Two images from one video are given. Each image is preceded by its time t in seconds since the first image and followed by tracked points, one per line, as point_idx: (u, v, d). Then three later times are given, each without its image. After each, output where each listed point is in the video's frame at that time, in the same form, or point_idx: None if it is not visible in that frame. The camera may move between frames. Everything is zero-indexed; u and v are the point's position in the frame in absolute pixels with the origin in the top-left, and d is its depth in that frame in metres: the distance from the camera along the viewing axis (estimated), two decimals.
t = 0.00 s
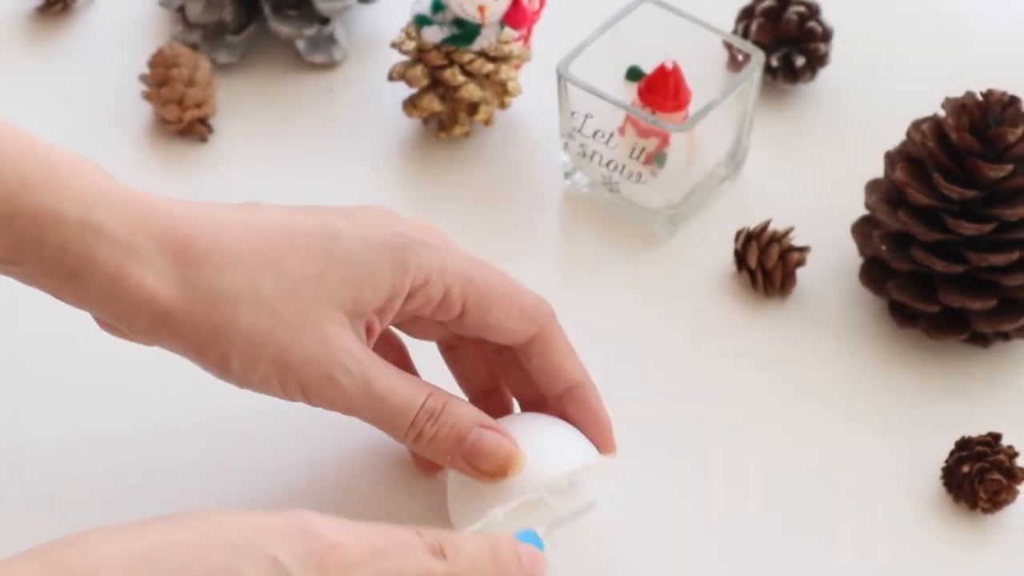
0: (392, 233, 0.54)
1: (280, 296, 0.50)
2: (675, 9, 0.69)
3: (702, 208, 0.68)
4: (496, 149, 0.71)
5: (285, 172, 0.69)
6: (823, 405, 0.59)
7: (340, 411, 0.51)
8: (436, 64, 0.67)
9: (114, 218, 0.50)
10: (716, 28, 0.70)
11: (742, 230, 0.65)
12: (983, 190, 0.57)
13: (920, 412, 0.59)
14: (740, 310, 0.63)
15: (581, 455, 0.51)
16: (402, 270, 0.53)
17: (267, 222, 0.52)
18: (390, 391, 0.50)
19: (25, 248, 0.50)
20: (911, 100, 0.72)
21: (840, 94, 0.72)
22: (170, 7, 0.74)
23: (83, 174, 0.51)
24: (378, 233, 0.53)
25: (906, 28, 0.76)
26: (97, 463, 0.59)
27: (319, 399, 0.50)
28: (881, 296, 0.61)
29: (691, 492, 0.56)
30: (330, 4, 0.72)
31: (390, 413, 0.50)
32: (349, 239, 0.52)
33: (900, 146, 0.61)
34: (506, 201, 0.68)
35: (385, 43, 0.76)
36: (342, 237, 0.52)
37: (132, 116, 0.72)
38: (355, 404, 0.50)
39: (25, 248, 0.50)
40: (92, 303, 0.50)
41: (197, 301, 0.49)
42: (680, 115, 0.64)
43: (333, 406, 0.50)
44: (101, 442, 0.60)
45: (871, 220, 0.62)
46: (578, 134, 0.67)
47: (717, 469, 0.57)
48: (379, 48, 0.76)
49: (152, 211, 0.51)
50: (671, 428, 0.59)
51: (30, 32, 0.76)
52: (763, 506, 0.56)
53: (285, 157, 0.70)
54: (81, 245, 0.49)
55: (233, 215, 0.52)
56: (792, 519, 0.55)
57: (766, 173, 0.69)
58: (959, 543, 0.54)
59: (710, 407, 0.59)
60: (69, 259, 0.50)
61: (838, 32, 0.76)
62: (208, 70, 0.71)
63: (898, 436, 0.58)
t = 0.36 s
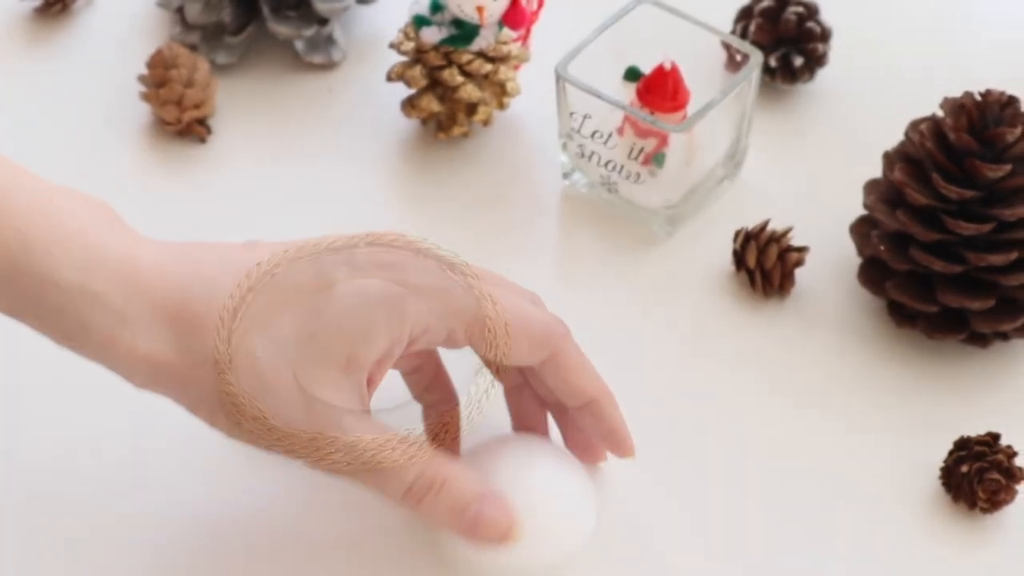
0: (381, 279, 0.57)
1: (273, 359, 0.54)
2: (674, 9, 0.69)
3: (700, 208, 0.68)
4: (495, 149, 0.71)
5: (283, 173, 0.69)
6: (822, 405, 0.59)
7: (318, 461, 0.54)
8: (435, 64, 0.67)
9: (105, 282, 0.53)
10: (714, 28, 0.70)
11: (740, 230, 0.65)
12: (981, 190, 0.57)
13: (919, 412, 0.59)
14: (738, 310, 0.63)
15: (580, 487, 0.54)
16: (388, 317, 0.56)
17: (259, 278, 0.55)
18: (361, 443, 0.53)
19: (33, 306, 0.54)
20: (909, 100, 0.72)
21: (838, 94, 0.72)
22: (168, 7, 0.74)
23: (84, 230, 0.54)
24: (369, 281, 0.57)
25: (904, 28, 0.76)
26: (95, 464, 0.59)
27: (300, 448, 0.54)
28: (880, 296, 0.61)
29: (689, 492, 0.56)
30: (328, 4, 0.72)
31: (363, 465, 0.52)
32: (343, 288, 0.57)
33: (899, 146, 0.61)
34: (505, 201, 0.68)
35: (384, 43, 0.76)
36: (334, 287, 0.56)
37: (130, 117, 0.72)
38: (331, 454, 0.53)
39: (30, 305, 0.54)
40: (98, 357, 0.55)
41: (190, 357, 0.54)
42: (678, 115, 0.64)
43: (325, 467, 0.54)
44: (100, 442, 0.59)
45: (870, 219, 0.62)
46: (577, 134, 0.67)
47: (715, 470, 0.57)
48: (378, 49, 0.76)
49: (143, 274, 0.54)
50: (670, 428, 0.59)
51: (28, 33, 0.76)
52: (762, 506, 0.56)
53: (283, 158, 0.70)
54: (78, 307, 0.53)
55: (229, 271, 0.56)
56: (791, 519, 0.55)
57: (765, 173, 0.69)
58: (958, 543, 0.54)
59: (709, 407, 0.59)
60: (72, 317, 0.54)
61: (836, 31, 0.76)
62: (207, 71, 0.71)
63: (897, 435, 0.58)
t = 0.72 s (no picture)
0: (353, 313, 0.55)
1: (273, 364, 0.58)
2: (672, 9, 0.69)
3: (700, 209, 0.68)
4: (494, 150, 0.71)
5: (283, 173, 0.69)
6: (821, 405, 0.59)
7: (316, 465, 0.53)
8: (435, 64, 0.67)
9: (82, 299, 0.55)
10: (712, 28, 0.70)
11: (740, 230, 0.65)
12: (981, 190, 0.57)
13: (919, 412, 0.59)
14: (738, 310, 0.63)
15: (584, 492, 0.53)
16: (359, 355, 0.55)
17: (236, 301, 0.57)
18: (361, 442, 0.52)
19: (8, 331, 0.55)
20: (908, 100, 0.72)
21: (838, 94, 0.72)
22: (167, 8, 0.74)
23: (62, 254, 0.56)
24: (341, 314, 0.56)
25: (903, 28, 0.76)
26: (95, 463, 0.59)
27: (300, 451, 0.52)
28: (880, 296, 0.61)
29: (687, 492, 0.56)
30: (327, 5, 0.72)
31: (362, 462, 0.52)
32: (311, 318, 0.56)
33: (899, 147, 0.61)
34: (504, 201, 0.68)
35: (384, 44, 0.76)
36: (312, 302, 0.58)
37: (129, 118, 0.72)
38: (332, 453, 0.52)
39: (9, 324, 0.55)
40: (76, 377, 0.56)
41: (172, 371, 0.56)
42: (678, 115, 0.64)
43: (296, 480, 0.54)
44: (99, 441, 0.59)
45: (869, 220, 0.62)
46: (576, 134, 0.67)
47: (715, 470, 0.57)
48: (378, 49, 0.76)
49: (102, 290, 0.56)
50: (669, 427, 0.59)
51: (27, 34, 0.76)
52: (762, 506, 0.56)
53: (283, 158, 0.70)
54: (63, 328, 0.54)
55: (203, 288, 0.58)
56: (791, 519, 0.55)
57: (764, 173, 0.69)
58: (957, 542, 0.54)
59: (708, 407, 0.59)
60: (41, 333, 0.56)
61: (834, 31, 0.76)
62: (206, 72, 0.71)
63: (896, 435, 0.58)
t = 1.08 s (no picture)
0: (356, 314, 0.56)
1: (272, 361, 0.60)
2: (671, 9, 0.69)
3: (699, 209, 0.68)
4: (494, 149, 0.71)
5: (282, 173, 0.69)
6: (821, 405, 0.59)
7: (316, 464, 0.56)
8: (434, 65, 0.67)
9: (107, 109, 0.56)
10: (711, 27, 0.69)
11: (740, 230, 0.65)
12: (980, 190, 0.57)
13: (918, 413, 0.59)
14: (738, 310, 0.63)
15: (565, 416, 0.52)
16: (360, 356, 0.56)
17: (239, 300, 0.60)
18: (361, 442, 0.55)
19: None
20: (908, 100, 0.72)
21: (838, 94, 0.72)
22: (167, 8, 0.74)
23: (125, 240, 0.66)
24: (343, 314, 0.57)
25: (903, 28, 0.76)
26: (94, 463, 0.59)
27: (300, 450, 0.55)
28: (880, 296, 0.61)
29: (687, 491, 0.56)
30: (327, 5, 0.72)
31: (361, 461, 0.55)
32: (308, 319, 0.57)
33: (898, 147, 0.61)
34: (503, 201, 0.69)
35: (383, 44, 0.76)
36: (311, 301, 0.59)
37: (129, 118, 0.72)
38: (332, 452, 0.55)
39: None
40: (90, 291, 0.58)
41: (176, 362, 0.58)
42: (677, 116, 0.65)
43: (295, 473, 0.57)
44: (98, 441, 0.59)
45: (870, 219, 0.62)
46: (576, 134, 0.67)
47: (715, 470, 0.57)
48: (378, 50, 0.76)
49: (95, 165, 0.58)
50: (670, 428, 0.59)
51: (27, 35, 0.76)
52: (761, 508, 0.56)
53: (283, 157, 0.70)
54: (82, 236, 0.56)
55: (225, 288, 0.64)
56: (790, 519, 0.55)
57: (764, 173, 0.69)
58: (956, 542, 0.55)
59: (708, 407, 0.59)
60: None
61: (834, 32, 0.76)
62: (206, 72, 0.71)
63: (896, 435, 0.58)
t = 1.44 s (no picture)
0: (356, 315, 0.57)
1: (271, 361, 0.60)
2: (670, 9, 0.69)
3: (699, 209, 0.68)
4: (493, 149, 0.71)
5: (282, 173, 0.69)
6: (820, 406, 0.59)
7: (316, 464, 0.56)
8: (434, 64, 0.67)
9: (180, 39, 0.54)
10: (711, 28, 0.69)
11: (740, 230, 0.65)
12: (979, 190, 0.58)
13: (917, 413, 0.59)
14: (737, 310, 0.63)
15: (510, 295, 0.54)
16: (360, 358, 0.56)
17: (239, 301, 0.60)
18: (361, 442, 0.55)
19: None
20: (907, 100, 0.72)
21: (837, 93, 0.72)
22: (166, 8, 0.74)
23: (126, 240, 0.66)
24: (343, 315, 0.57)
25: (902, 28, 0.76)
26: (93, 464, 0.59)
27: (300, 450, 0.55)
28: (879, 296, 0.61)
29: (686, 491, 0.56)
30: (327, 5, 0.72)
31: (361, 461, 0.55)
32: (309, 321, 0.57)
33: (897, 146, 0.61)
34: (502, 201, 0.69)
35: (383, 44, 0.76)
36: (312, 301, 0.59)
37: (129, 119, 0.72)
38: (332, 453, 0.55)
39: None
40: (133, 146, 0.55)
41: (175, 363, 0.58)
42: (677, 116, 0.65)
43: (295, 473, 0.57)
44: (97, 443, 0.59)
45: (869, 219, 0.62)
46: (575, 134, 0.67)
47: (714, 470, 0.57)
48: (377, 50, 0.76)
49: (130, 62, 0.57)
50: (670, 428, 0.59)
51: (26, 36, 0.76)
52: (760, 508, 0.56)
53: (283, 158, 0.70)
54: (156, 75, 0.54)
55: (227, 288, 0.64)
56: (790, 520, 0.55)
57: (763, 173, 0.69)
58: (956, 542, 0.55)
59: (708, 407, 0.59)
60: None
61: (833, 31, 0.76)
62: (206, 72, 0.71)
63: (896, 436, 0.58)
